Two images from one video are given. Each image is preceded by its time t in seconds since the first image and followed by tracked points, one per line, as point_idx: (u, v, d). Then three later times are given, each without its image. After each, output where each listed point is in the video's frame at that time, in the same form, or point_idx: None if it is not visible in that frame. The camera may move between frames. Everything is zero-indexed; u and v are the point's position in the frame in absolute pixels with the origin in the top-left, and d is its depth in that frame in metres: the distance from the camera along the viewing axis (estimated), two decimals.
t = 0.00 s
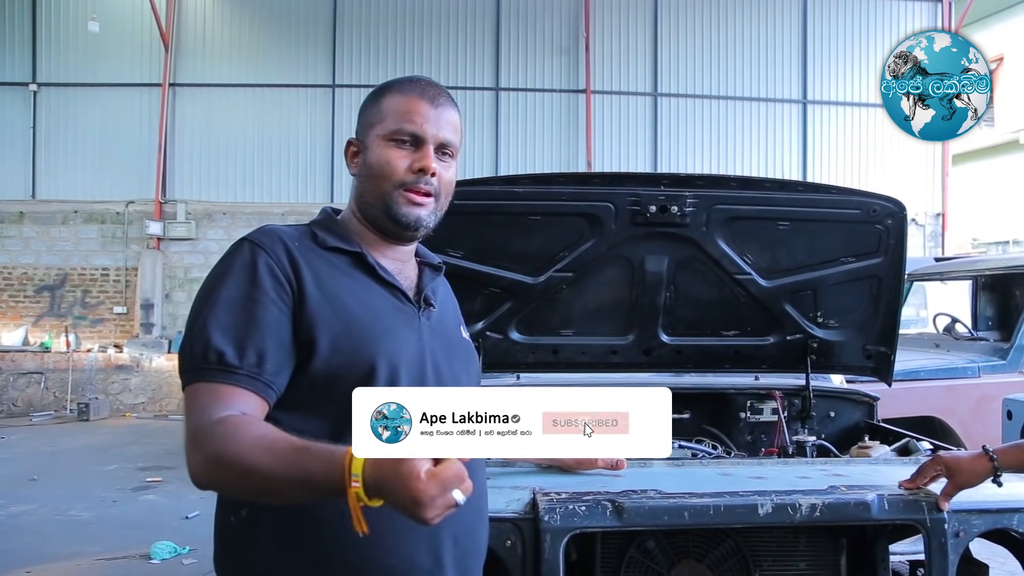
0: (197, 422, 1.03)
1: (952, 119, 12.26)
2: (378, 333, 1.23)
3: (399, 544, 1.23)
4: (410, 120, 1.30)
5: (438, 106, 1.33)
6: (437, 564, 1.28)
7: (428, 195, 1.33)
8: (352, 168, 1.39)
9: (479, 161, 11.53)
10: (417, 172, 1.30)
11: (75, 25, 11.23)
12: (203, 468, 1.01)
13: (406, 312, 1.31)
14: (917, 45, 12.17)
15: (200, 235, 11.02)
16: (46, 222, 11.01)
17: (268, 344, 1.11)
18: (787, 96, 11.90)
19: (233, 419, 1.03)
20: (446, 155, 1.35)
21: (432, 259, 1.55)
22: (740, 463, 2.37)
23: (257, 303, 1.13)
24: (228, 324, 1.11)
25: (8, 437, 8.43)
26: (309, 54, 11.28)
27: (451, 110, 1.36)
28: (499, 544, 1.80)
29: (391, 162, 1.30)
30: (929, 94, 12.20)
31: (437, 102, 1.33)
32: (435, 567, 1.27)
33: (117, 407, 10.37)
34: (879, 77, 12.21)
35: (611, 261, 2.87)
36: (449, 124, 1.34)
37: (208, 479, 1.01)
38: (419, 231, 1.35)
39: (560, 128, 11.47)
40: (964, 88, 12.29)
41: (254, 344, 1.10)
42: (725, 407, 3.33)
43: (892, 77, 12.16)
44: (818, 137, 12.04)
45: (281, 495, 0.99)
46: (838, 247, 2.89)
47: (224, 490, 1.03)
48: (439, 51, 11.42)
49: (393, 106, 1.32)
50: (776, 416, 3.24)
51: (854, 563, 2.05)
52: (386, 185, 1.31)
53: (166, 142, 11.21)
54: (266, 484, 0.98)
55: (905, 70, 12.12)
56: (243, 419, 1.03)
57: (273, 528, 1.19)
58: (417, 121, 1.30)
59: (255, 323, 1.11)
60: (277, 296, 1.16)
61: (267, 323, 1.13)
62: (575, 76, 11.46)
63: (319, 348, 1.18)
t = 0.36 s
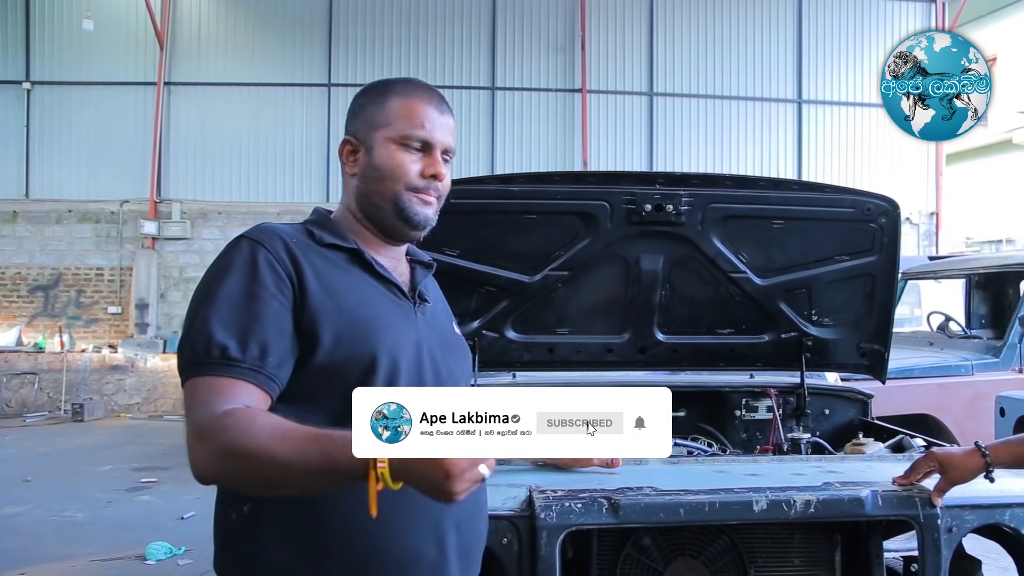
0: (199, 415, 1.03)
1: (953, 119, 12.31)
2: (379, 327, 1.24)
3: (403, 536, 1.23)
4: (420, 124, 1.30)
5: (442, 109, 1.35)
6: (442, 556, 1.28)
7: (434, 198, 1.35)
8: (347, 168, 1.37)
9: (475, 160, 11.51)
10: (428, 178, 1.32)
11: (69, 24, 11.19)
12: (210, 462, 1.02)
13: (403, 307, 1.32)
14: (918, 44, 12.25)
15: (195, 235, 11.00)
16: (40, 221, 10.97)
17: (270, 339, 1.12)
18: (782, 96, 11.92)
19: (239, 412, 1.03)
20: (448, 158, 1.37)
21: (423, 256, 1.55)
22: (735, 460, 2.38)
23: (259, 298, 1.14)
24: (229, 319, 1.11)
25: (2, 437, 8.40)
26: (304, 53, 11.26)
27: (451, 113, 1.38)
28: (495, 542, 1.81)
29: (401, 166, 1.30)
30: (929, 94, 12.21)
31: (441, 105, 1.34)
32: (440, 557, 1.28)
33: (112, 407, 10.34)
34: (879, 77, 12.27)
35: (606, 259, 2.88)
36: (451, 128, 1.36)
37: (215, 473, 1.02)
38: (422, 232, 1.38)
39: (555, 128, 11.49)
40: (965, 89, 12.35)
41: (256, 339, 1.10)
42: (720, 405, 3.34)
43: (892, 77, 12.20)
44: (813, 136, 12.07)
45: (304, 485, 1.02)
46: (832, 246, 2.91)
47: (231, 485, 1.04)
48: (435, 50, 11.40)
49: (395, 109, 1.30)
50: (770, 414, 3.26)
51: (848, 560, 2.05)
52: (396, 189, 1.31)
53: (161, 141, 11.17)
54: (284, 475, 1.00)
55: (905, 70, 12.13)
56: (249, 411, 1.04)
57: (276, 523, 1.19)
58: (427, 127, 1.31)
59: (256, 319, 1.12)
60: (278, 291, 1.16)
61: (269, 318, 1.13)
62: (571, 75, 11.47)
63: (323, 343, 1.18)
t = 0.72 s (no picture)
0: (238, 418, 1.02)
1: (953, 119, 12.05)
2: (387, 327, 1.25)
3: (426, 525, 1.26)
4: (439, 146, 1.36)
5: (448, 129, 1.41)
6: (458, 541, 1.33)
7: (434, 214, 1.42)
8: (358, 174, 1.33)
9: (469, 160, 11.52)
10: (440, 197, 1.39)
11: (61, 24, 11.15)
12: (260, 463, 1.00)
13: (398, 305, 1.33)
14: (918, 45, 11.88)
15: (188, 235, 10.97)
16: (32, 221, 10.93)
17: (293, 339, 1.12)
18: (775, 96, 11.97)
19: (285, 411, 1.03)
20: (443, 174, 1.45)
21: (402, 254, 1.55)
22: (727, 458, 2.39)
23: (279, 299, 1.13)
24: (251, 321, 1.10)
25: None
26: (299, 54, 11.25)
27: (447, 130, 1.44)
28: (488, 540, 1.81)
29: (424, 186, 1.34)
30: (930, 95, 11.86)
31: (447, 126, 1.41)
32: (456, 543, 1.32)
33: (105, 408, 10.31)
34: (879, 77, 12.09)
35: (599, 259, 2.88)
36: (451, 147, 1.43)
37: (265, 474, 1.00)
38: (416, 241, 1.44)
39: (549, 128, 11.52)
40: (966, 89, 11.97)
41: (281, 339, 1.10)
42: (713, 404, 3.35)
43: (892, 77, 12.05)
44: (806, 137, 12.11)
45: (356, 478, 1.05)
46: (824, 246, 2.92)
47: (276, 487, 1.02)
48: (429, 49, 11.39)
49: (420, 128, 1.33)
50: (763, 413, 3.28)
51: (839, 557, 2.06)
52: (415, 206, 1.35)
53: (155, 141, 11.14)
54: (340, 468, 1.03)
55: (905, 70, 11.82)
56: (292, 409, 1.04)
57: (299, 523, 1.18)
58: (444, 149, 1.37)
59: (279, 319, 1.11)
60: (297, 292, 1.16)
61: (291, 319, 1.13)
62: (565, 76, 11.49)
63: (338, 345, 1.18)
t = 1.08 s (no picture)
0: (284, 389, 1.04)
1: (953, 118, 12.30)
2: (384, 318, 1.24)
3: (408, 519, 1.25)
4: (426, 142, 1.33)
5: (442, 128, 1.38)
6: (443, 536, 1.31)
7: (425, 213, 1.38)
8: (345, 169, 1.34)
9: (464, 156, 11.51)
10: (425, 195, 1.35)
11: (53, 22, 11.10)
12: (305, 437, 1.06)
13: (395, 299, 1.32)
14: (918, 45, 12.03)
15: (182, 233, 10.93)
16: (25, 221, 10.89)
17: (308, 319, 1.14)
18: (769, 90, 11.98)
19: (320, 384, 1.10)
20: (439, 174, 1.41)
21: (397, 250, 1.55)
22: (721, 450, 2.39)
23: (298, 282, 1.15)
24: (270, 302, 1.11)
25: None
26: (291, 52, 11.20)
27: (445, 130, 1.40)
28: (482, 533, 1.82)
29: (406, 181, 1.31)
30: (929, 94, 12.04)
31: (441, 125, 1.37)
32: (441, 537, 1.31)
33: (101, 407, 10.29)
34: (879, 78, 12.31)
35: (593, 252, 2.89)
36: (447, 147, 1.39)
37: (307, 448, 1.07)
38: (408, 240, 1.40)
39: (543, 123, 11.51)
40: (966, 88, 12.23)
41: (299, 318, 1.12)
42: (708, 397, 3.36)
43: (892, 77, 12.18)
44: (800, 130, 12.13)
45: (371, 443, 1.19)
46: (817, 237, 2.93)
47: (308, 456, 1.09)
48: (422, 45, 11.36)
49: (405, 123, 1.32)
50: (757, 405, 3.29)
51: (833, 548, 2.07)
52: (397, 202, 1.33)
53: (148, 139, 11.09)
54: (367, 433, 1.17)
55: (905, 70, 11.95)
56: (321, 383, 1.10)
57: (283, 516, 1.17)
58: (431, 145, 1.33)
59: (298, 301, 1.13)
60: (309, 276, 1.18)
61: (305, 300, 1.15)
62: (559, 71, 11.47)
63: (336, 331, 1.17)
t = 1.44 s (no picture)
0: (242, 386, 1.02)
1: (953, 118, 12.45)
2: (375, 317, 1.23)
3: (389, 517, 1.24)
4: (404, 124, 1.29)
5: (433, 115, 1.33)
6: (424, 538, 1.30)
7: (410, 198, 1.33)
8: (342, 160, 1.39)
9: (464, 153, 11.52)
10: (402, 176, 1.30)
11: (52, 18, 11.08)
12: (263, 432, 1.02)
13: (393, 297, 1.31)
14: (918, 44, 12.14)
15: (182, 229, 10.93)
16: (26, 217, 10.89)
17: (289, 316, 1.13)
18: (769, 86, 11.96)
19: (290, 382, 1.08)
20: (433, 163, 1.34)
21: (407, 250, 1.54)
22: (723, 447, 2.39)
23: (280, 278, 1.14)
24: (249, 294, 1.10)
25: None
26: (291, 48, 11.18)
27: (445, 121, 1.35)
28: (483, 528, 1.82)
29: (377, 162, 1.29)
30: (929, 94, 12.22)
31: (432, 111, 1.33)
32: (423, 540, 1.29)
33: (100, 403, 10.30)
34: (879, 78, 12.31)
35: (594, 248, 2.88)
36: (440, 134, 1.33)
37: (265, 444, 1.03)
38: (397, 231, 1.35)
39: (544, 120, 11.50)
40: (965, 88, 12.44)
41: (276, 314, 1.11)
42: (708, 393, 3.37)
43: (892, 77, 12.23)
44: (801, 127, 12.12)
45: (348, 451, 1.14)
46: (817, 233, 2.92)
47: (270, 456, 1.05)
48: (422, 41, 11.33)
49: (387, 107, 1.31)
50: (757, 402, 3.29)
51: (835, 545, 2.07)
52: (371, 183, 1.30)
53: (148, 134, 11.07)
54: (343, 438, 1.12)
55: (905, 70, 12.09)
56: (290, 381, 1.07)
57: (263, 508, 1.18)
58: (409, 126, 1.29)
59: (276, 296, 1.12)
60: (293, 274, 1.17)
61: (286, 297, 1.14)
62: (559, 67, 11.44)
63: (321, 329, 1.17)
